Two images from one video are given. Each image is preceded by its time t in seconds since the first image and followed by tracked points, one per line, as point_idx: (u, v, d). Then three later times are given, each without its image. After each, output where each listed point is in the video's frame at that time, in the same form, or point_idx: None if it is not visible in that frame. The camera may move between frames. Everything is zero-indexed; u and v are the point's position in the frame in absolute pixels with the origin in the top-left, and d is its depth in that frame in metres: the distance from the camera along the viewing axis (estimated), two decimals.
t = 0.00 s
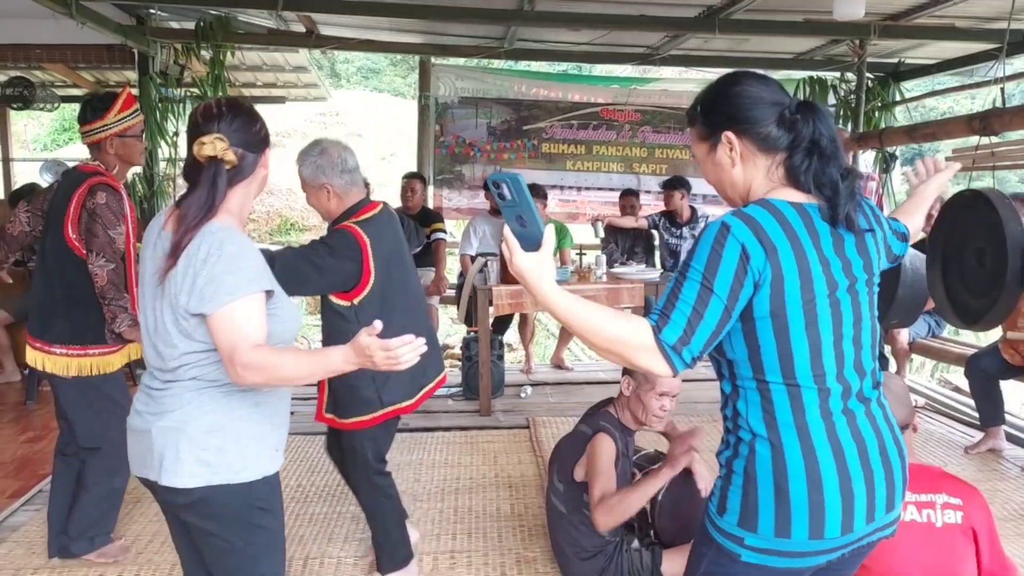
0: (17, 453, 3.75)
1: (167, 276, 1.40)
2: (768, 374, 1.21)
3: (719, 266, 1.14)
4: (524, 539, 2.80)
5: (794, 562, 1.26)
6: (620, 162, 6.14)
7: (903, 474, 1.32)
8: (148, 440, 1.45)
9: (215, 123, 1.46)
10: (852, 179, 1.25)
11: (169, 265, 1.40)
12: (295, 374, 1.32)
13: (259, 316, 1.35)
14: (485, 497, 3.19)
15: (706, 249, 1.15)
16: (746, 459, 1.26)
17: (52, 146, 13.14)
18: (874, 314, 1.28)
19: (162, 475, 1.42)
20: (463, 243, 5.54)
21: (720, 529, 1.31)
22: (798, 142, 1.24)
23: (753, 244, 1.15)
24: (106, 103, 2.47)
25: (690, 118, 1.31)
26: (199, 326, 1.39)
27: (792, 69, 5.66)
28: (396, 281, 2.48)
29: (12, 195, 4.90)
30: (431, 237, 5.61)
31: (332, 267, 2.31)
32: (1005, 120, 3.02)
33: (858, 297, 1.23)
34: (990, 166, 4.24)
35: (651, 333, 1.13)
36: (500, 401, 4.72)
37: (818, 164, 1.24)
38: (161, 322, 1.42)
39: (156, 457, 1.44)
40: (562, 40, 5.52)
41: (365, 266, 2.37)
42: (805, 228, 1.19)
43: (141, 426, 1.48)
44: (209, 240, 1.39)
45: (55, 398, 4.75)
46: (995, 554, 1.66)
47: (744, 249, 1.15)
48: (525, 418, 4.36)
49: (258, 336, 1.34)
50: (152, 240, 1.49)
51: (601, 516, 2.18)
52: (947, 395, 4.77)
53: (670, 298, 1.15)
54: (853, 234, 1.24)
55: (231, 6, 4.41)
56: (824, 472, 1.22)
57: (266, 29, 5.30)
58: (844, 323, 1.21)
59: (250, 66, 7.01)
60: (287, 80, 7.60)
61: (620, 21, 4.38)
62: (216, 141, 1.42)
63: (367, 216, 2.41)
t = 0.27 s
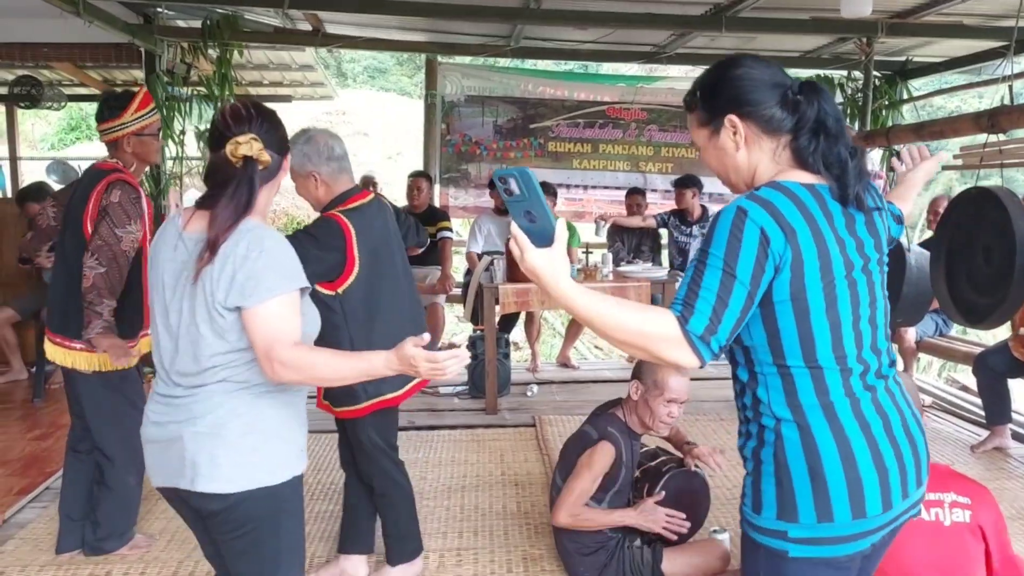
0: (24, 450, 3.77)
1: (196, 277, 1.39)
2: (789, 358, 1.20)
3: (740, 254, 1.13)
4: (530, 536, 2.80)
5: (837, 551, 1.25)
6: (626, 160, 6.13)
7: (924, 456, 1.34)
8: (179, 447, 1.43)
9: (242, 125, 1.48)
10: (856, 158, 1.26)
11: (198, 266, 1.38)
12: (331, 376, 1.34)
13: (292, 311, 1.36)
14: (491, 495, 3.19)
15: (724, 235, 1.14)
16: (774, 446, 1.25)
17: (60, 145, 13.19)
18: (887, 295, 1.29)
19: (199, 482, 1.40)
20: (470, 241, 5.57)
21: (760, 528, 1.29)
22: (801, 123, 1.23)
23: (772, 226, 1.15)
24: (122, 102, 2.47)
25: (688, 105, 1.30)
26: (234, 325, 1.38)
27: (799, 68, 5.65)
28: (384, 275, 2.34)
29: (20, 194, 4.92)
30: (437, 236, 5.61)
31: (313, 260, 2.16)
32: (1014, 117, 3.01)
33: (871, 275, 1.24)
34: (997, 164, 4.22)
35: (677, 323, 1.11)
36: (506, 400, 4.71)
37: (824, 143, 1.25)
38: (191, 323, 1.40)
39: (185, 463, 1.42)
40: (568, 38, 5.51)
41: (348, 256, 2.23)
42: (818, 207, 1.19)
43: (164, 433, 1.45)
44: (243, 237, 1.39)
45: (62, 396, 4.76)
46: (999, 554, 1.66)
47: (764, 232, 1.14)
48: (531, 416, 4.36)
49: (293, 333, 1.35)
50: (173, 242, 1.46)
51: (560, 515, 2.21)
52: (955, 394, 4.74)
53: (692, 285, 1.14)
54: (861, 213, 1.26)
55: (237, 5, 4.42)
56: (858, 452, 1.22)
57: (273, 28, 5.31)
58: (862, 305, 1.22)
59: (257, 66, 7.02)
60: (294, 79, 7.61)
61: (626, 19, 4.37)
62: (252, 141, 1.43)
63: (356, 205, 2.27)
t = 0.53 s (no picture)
0: (31, 449, 3.78)
1: (222, 269, 1.36)
2: (814, 367, 1.19)
3: (766, 256, 1.12)
4: (536, 537, 2.80)
5: (856, 566, 1.24)
6: (632, 160, 6.13)
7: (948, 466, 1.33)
8: (209, 440, 1.40)
9: (255, 122, 1.48)
10: (881, 157, 1.25)
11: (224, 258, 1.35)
12: (369, 353, 1.38)
13: (326, 299, 1.37)
14: (497, 495, 3.19)
15: (750, 236, 1.14)
16: (796, 458, 1.23)
17: (66, 145, 13.23)
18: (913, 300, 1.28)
19: (235, 470, 1.39)
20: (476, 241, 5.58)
21: (777, 541, 1.28)
22: (826, 123, 1.23)
23: (799, 229, 1.14)
24: (141, 104, 2.51)
25: (706, 107, 1.30)
26: (267, 316, 1.37)
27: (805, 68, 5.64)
28: (369, 279, 2.30)
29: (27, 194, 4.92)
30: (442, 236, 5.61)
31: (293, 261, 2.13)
32: (1021, 118, 3.00)
33: (899, 279, 1.23)
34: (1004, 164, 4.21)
35: (701, 329, 1.11)
36: (511, 400, 4.71)
37: (849, 143, 1.24)
38: (218, 316, 1.37)
39: (218, 454, 1.40)
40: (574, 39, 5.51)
41: (331, 259, 2.18)
42: (846, 210, 1.19)
43: (187, 427, 1.42)
44: (271, 228, 1.37)
45: (68, 395, 4.77)
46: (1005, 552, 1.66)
47: (790, 235, 1.13)
48: (537, 416, 4.36)
49: (330, 318, 1.37)
50: (186, 234, 1.42)
51: (583, 527, 2.22)
52: (961, 395, 4.73)
53: (716, 289, 1.14)
54: (887, 215, 1.25)
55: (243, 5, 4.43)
56: (883, 465, 1.21)
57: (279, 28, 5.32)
58: (890, 312, 1.21)
59: (262, 66, 7.03)
60: (300, 79, 7.62)
61: (633, 19, 4.37)
62: (266, 137, 1.42)
63: (343, 206, 2.25)
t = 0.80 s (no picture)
0: (35, 450, 3.79)
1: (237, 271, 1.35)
2: (835, 379, 1.19)
3: (784, 264, 1.12)
4: (539, 537, 2.80)
5: None
6: (634, 161, 6.13)
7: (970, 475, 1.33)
8: (229, 444, 1.39)
9: (250, 121, 1.45)
10: (903, 163, 1.25)
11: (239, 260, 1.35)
12: (394, 343, 1.43)
13: (342, 296, 1.40)
14: (499, 496, 3.20)
15: (768, 245, 1.14)
16: (815, 470, 1.24)
17: (69, 145, 13.28)
18: (936, 308, 1.28)
19: (259, 470, 1.39)
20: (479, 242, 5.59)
21: (793, 553, 1.29)
22: (847, 130, 1.23)
23: (820, 238, 1.14)
24: (154, 114, 2.51)
25: (722, 111, 1.29)
26: (284, 316, 1.38)
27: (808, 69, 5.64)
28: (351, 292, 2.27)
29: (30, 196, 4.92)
30: (444, 237, 5.61)
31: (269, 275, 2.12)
32: None
33: (921, 290, 1.23)
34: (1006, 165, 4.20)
35: (715, 336, 1.11)
36: (513, 400, 4.72)
37: (870, 148, 1.24)
38: (233, 319, 1.36)
39: (237, 457, 1.39)
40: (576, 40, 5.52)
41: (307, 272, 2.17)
42: (869, 220, 1.18)
43: (199, 432, 1.41)
44: (285, 230, 1.38)
45: (71, 396, 4.79)
46: (1010, 554, 1.68)
47: (811, 244, 1.13)
48: (539, 417, 4.37)
49: (349, 315, 1.40)
50: (189, 238, 1.40)
51: (584, 525, 2.22)
52: (964, 396, 4.73)
53: (731, 298, 1.14)
54: (911, 224, 1.25)
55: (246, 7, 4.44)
56: (904, 478, 1.21)
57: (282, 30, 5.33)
58: (912, 322, 1.21)
59: (265, 67, 7.05)
60: (302, 81, 7.64)
61: (635, 20, 4.38)
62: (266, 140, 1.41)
63: (327, 218, 2.22)
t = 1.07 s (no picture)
0: (40, 448, 3.81)
1: (245, 283, 1.35)
2: (848, 364, 1.20)
3: (792, 249, 1.13)
4: (542, 536, 2.80)
5: (894, 567, 1.25)
6: (636, 161, 6.14)
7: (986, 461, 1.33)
8: (247, 455, 1.40)
9: (204, 128, 1.40)
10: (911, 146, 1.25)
11: (247, 272, 1.35)
12: (400, 351, 1.45)
13: (350, 305, 1.40)
14: (501, 495, 3.20)
15: (777, 228, 1.14)
16: (830, 458, 1.24)
17: (73, 146, 13.32)
18: (947, 293, 1.28)
19: (278, 480, 1.40)
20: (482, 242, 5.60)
21: (811, 543, 1.29)
22: (854, 115, 1.23)
23: (828, 222, 1.14)
24: (177, 103, 2.55)
25: (733, 95, 1.30)
26: (295, 323, 1.39)
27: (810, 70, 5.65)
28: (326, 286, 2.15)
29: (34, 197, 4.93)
30: (447, 237, 5.62)
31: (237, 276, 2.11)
32: None
33: (934, 273, 1.23)
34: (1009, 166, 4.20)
35: (721, 323, 1.12)
36: (515, 400, 4.72)
37: (879, 132, 1.24)
38: (245, 329, 1.36)
39: (256, 467, 1.40)
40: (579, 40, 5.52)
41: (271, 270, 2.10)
42: (880, 203, 1.19)
43: (215, 444, 1.40)
44: (290, 238, 1.37)
45: (75, 395, 4.81)
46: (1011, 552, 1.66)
47: (819, 228, 1.14)
48: (541, 416, 4.38)
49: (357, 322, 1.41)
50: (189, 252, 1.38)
51: (577, 520, 2.21)
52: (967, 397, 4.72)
53: (738, 284, 1.14)
54: (923, 208, 1.25)
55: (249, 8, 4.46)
56: (919, 462, 1.22)
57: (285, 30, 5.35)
58: (924, 305, 1.22)
59: (268, 68, 7.07)
60: (306, 81, 7.66)
61: (637, 21, 4.38)
62: (192, 152, 1.37)
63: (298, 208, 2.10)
